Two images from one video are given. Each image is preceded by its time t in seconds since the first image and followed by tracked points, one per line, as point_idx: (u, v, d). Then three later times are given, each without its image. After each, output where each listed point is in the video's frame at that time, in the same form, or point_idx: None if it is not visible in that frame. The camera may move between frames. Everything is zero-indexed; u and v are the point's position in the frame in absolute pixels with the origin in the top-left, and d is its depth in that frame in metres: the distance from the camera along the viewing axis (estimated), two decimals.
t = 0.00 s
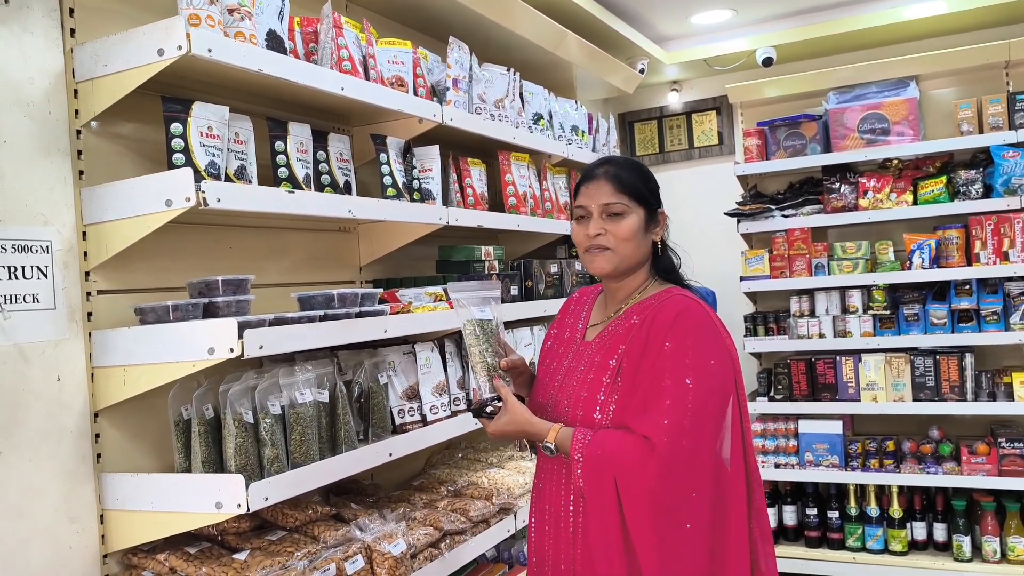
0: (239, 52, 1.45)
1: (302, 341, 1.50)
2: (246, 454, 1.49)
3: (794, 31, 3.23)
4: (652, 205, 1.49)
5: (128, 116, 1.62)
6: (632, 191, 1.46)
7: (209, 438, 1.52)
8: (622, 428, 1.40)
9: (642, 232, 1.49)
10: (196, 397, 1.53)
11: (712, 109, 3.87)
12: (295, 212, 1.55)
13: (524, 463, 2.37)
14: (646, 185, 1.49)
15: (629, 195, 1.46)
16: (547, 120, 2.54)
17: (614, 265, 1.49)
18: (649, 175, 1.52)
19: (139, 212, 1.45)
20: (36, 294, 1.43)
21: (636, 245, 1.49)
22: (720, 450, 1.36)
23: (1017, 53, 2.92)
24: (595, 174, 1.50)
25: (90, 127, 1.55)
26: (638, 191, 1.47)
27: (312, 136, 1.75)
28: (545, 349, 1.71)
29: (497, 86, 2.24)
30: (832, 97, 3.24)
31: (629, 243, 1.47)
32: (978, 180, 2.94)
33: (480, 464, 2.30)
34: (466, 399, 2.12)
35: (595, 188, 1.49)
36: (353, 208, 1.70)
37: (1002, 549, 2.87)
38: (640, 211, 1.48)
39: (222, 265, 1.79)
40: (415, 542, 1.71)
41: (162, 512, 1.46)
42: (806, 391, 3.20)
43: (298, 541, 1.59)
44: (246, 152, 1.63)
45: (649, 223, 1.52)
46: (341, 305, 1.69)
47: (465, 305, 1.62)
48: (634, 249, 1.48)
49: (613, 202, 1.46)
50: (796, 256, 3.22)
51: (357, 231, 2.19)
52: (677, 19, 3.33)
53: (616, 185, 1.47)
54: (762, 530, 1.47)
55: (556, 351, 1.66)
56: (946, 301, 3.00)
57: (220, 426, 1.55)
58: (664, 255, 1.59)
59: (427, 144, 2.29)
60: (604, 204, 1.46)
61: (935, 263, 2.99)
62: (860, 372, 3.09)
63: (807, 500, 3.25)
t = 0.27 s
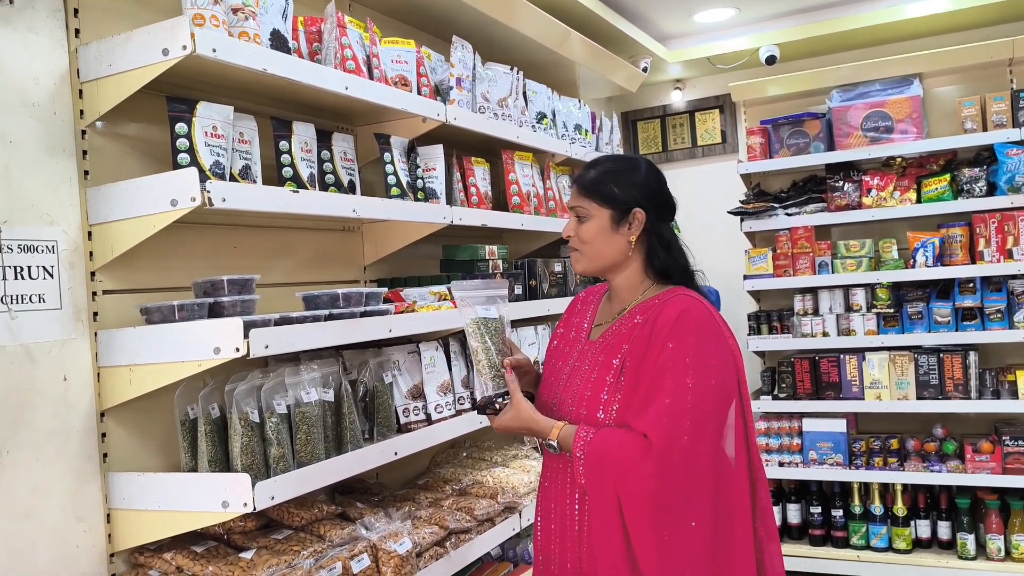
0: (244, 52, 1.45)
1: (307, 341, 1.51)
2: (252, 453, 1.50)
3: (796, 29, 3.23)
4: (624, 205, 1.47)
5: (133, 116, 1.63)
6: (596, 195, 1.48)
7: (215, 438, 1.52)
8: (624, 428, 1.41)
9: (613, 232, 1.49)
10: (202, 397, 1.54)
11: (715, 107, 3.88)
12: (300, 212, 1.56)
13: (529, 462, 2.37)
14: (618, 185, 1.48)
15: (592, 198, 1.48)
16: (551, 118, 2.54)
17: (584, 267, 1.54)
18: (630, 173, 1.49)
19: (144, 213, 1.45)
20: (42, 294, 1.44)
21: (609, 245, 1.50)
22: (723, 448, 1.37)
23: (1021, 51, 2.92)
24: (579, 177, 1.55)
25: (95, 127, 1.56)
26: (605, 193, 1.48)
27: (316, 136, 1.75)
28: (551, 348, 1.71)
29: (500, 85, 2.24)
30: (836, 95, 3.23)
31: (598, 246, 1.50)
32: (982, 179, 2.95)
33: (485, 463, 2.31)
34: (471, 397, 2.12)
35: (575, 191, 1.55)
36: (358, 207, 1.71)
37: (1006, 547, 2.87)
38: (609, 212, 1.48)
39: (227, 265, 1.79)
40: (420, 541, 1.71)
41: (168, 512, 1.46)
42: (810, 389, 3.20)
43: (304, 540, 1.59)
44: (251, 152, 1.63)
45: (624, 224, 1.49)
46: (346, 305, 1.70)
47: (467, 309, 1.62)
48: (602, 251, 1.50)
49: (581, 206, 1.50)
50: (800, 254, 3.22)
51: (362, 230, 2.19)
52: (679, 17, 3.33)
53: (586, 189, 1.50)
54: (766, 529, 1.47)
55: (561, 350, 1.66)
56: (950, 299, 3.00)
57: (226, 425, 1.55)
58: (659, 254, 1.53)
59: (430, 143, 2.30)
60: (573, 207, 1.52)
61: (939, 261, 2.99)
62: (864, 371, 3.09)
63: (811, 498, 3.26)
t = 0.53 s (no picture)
0: (245, 48, 1.44)
1: (310, 336, 1.51)
2: (255, 449, 1.49)
3: (798, 25, 3.22)
4: (616, 199, 1.48)
5: (135, 113, 1.63)
6: (588, 190, 1.50)
7: (218, 434, 1.52)
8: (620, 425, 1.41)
9: (605, 227, 1.50)
10: (205, 393, 1.54)
11: (717, 103, 3.88)
12: (303, 207, 1.56)
13: (531, 458, 2.37)
14: (610, 180, 1.49)
15: (584, 193, 1.51)
16: (552, 114, 2.54)
17: (580, 262, 1.56)
18: (625, 168, 1.49)
19: (146, 209, 1.45)
20: (44, 290, 1.43)
21: (602, 240, 1.51)
22: (720, 446, 1.36)
23: None
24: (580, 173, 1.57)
25: (97, 124, 1.55)
26: (597, 188, 1.50)
27: (318, 132, 1.75)
28: (554, 344, 1.71)
29: (502, 81, 2.24)
30: (838, 91, 3.24)
31: (591, 240, 1.51)
32: (985, 173, 2.96)
33: (488, 459, 2.31)
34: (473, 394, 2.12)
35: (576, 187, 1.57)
36: (360, 204, 1.70)
37: (1010, 542, 2.87)
38: (600, 207, 1.50)
39: (230, 261, 1.79)
40: (423, 537, 1.71)
41: (171, 508, 1.46)
42: (813, 385, 3.19)
43: (307, 536, 1.60)
44: (253, 148, 1.63)
45: (615, 219, 1.49)
46: (349, 301, 1.70)
47: (457, 315, 1.66)
48: (594, 246, 1.52)
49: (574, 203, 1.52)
50: (802, 250, 3.22)
51: (364, 227, 2.19)
52: (681, 13, 3.33)
53: (579, 186, 1.53)
54: (766, 526, 1.46)
55: (563, 346, 1.65)
56: (953, 294, 3.00)
57: (228, 422, 1.55)
58: (655, 250, 1.52)
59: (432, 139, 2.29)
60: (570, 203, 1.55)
61: (942, 256, 2.99)
62: (867, 366, 3.09)
63: (814, 493, 3.26)
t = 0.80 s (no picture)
0: (245, 48, 1.44)
1: (310, 337, 1.51)
2: (255, 449, 1.49)
3: (800, 22, 3.21)
4: (614, 198, 1.48)
5: (135, 113, 1.63)
6: (587, 188, 1.50)
7: (218, 434, 1.52)
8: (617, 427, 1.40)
9: (602, 225, 1.50)
10: (205, 394, 1.54)
11: (718, 101, 3.87)
12: (303, 208, 1.56)
13: (533, 457, 2.37)
14: (610, 179, 1.49)
15: (583, 191, 1.51)
16: (553, 113, 2.54)
17: (577, 259, 1.57)
18: (625, 167, 1.49)
19: (146, 209, 1.45)
20: (44, 291, 1.43)
21: (600, 238, 1.51)
22: (716, 447, 1.36)
23: None
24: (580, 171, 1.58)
25: (96, 124, 1.55)
26: (595, 187, 1.49)
27: (318, 132, 1.75)
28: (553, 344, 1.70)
29: (502, 79, 2.23)
30: (840, 88, 3.23)
31: (588, 238, 1.52)
32: (986, 171, 2.93)
33: (489, 458, 2.31)
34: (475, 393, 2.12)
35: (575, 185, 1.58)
36: (360, 203, 1.70)
37: (1012, 540, 2.86)
38: (598, 205, 1.50)
39: (231, 261, 1.79)
40: (424, 536, 1.71)
41: (172, 508, 1.46)
42: (815, 383, 3.19)
43: (308, 536, 1.60)
44: (253, 148, 1.63)
45: (612, 218, 1.49)
46: (349, 301, 1.70)
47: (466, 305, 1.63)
48: (591, 243, 1.52)
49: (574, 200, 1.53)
50: (804, 248, 3.22)
51: (364, 227, 2.19)
52: (682, 11, 3.32)
53: (579, 184, 1.53)
54: (761, 526, 1.46)
55: (562, 346, 1.65)
56: (955, 292, 3.00)
57: (229, 422, 1.55)
58: (652, 250, 1.51)
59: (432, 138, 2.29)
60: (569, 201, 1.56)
61: (944, 254, 2.98)
62: (869, 364, 3.08)
63: (816, 492, 3.25)
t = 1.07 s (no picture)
0: (244, 44, 1.44)
1: (310, 333, 1.50)
2: (256, 446, 1.49)
3: (801, 19, 3.21)
4: (617, 194, 1.48)
5: (135, 110, 1.62)
6: (591, 183, 1.50)
7: (219, 431, 1.52)
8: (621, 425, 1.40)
9: (606, 220, 1.50)
10: (206, 391, 1.53)
11: (720, 97, 3.86)
12: (303, 204, 1.55)
13: (534, 453, 2.37)
14: (614, 174, 1.48)
15: (587, 186, 1.51)
16: (554, 110, 2.53)
17: (580, 253, 1.56)
18: (629, 163, 1.49)
19: (146, 206, 1.44)
20: (44, 288, 1.43)
21: (603, 232, 1.51)
22: (718, 445, 1.36)
23: None
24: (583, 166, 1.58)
25: (96, 122, 1.55)
26: (599, 182, 1.49)
27: (318, 128, 1.74)
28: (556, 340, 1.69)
29: (503, 76, 2.23)
30: (841, 84, 3.22)
31: (591, 232, 1.51)
32: (989, 167, 2.93)
33: (491, 455, 2.30)
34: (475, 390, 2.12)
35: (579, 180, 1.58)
36: (360, 200, 1.69)
37: (1015, 536, 2.86)
38: (601, 200, 1.50)
39: (231, 258, 1.79)
40: (426, 533, 1.71)
41: (173, 505, 1.46)
42: (817, 379, 3.18)
43: (309, 533, 1.60)
44: (253, 145, 1.62)
45: (615, 213, 1.49)
46: (349, 298, 1.69)
47: (473, 298, 1.56)
48: (594, 238, 1.51)
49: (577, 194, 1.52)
50: (806, 244, 3.21)
51: (365, 223, 2.18)
52: (683, 7, 3.31)
53: (583, 178, 1.52)
54: (763, 523, 1.46)
55: (564, 342, 1.64)
56: (957, 288, 2.98)
57: (229, 419, 1.55)
58: (654, 246, 1.51)
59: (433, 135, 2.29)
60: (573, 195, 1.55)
61: (946, 250, 2.97)
62: (871, 361, 3.08)
63: (818, 489, 3.24)
